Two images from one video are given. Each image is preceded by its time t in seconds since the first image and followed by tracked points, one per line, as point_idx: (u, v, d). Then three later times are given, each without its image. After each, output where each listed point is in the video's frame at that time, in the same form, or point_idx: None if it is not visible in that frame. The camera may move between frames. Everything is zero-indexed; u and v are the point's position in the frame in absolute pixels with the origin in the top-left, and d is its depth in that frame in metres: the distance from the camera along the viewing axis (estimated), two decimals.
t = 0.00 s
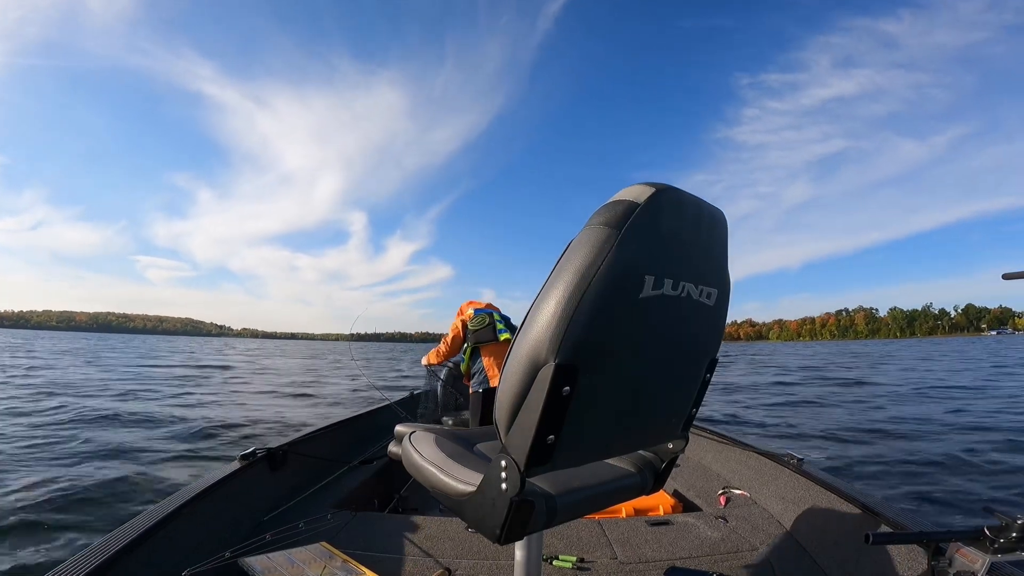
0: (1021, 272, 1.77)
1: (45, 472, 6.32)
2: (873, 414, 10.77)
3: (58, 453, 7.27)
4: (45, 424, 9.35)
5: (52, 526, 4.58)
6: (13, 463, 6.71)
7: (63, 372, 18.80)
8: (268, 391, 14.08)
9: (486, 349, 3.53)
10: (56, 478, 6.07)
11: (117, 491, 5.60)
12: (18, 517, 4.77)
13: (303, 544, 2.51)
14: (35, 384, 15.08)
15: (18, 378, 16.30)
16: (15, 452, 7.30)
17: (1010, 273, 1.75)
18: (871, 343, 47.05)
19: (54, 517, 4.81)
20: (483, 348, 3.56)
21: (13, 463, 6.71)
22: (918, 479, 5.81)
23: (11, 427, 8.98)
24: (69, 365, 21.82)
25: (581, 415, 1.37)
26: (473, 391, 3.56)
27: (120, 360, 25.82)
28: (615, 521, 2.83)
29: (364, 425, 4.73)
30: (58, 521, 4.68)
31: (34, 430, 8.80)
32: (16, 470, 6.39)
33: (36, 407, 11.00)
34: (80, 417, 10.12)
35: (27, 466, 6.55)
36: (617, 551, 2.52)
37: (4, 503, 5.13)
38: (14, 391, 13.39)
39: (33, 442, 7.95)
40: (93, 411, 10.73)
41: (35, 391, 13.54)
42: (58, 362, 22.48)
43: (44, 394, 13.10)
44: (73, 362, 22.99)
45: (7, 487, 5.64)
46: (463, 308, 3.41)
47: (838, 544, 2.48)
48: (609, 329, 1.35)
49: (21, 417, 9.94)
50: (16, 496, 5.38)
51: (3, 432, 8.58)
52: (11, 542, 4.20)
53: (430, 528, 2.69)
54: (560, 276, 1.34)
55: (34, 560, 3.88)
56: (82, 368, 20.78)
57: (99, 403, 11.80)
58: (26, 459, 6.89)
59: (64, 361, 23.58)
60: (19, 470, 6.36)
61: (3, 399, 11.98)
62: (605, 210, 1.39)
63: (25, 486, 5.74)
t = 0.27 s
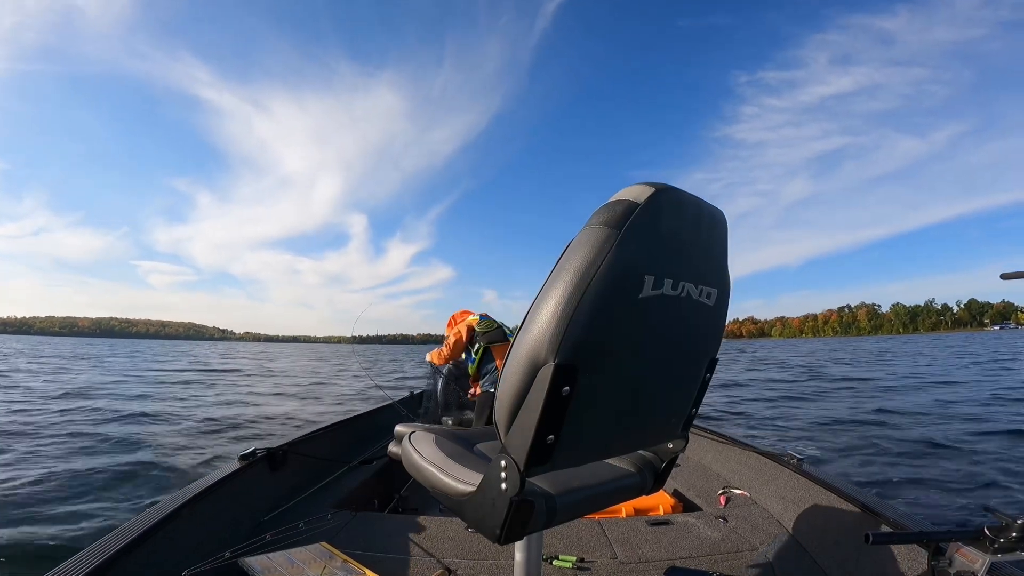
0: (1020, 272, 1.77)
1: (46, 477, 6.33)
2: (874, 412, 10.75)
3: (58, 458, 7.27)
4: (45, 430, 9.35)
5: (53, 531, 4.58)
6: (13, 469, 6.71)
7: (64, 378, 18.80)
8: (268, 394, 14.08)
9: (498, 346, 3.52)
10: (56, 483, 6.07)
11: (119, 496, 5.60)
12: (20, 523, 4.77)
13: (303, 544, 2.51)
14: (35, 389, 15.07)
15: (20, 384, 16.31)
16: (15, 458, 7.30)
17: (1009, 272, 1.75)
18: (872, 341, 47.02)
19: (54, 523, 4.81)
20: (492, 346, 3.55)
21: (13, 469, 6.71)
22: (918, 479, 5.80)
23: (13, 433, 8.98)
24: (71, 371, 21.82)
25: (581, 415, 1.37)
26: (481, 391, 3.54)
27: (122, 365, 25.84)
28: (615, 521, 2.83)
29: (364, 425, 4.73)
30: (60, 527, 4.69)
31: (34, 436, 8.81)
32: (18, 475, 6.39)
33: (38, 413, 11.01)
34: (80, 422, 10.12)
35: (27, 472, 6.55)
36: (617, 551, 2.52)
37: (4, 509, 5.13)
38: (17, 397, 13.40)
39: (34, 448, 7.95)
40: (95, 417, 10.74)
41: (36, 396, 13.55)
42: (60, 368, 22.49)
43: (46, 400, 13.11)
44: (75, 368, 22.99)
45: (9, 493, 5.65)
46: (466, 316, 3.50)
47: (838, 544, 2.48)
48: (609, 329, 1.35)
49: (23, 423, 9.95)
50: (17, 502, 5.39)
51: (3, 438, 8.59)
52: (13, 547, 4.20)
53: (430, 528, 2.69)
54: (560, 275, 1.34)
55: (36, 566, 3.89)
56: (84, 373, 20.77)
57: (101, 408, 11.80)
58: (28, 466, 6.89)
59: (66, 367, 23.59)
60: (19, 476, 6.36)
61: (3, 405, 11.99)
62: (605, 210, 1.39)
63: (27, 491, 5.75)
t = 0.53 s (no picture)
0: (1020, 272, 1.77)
1: (47, 477, 6.33)
2: (875, 413, 10.74)
3: (59, 459, 7.27)
4: (46, 430, 9.35)
5: (54, 531, 4.58)
6: (14, 469, 6.72)
7: (66, 379, 18.81)
8: (268, 395, 14.06)
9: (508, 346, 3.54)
10: (57, 483, 6.08)
11: (120, 496, 5.61)
12: (21, 523, 4.78)
13: (303, 544, 2.51)
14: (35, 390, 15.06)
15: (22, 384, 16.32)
16: (16, 458, 7.31)
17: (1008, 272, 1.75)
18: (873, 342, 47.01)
19: (54, 523, 4.81)
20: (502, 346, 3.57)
21: (14, 468, 6.73)
22: (918, 479, 5.81)
23: (14, 434, 8.99)
24: (72, 371, 21.83)
25: (581, 415, 1.37)
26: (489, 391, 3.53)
27: (123, 366, 25.87)
28: (614, 521, 2.83)
29: (364, 426, 4.73)
30: (60, 527, 4.69)
31: (35, 437, 8.81)
32: (18, 476, 6.39)
33: (39, 413, 11.02)
34: (81, 422, 10.12)
35: (28, 472, 6.56)
36: (617, 551, 2.52)
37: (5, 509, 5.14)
38: (18, 397, 13.41)
39: (35, 448, 7.96)
40: (96, 417, 10.75)
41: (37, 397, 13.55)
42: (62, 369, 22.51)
43: (47, 400, 13.12)
44: (77, 369, 23.01)
45: (10, 493, 5.66)
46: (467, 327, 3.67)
47: (838, 544, 2.48)
48: (609, 329, 1.34)
49: (24, 423, 9.95)
50: (18, 502, 5.39)
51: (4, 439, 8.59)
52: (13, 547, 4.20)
53: (430, 528, 2.69)
54: (560, 276, 1.34)
55: (37, 566, 3.89)
56: (85, 374, 20.79)
57: (101, 408, 11.81)
58: (29, 466, 6.89)
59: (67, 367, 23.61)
60: (20, 476, 6.36)
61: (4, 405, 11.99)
62: (605, 210, 1.39)
63: (28, 491, 5.75)
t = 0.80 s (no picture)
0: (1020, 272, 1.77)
1: (48, 476, 6.33)
2: (876, 413, 10.72)
3: (60, 458, 7.28)
4: (47, 430, 9.35)
5: (55, 531, 4.58)
6: (15, 467, 6.73)
7: (67, 378, 18.80)
8: (269, 395, 14.06)
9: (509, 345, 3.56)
10: (58, 482, 6.09)
11: (121, 495, 5.61)
12: (22, 522, 4.78)
13: (303, 544, 2.51)
14: (36, 389, 15.08)
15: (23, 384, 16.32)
16: (17, 457, 7.32)
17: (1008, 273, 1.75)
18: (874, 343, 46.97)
19: (56, 521, 4.82)
20: (502, 345, 3.59)
21: (15, 467, 6.74)
22: (918, 479, 5.80)
23: (15, 433, 8.99)
24: (73, 370, 21.83)
25: (581, 415, 1.37)
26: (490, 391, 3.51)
27: (125, 365, 25.88)
28: (614, 521, 2.83)
29: (364, 426, 4.73)
30: (61, 526, 4.69)
31: (36, 435, 8.82)
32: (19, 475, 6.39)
33: (40, 412, 11.02)
34: (82, 421, 10.13)
35: (29, 471, 6.56)
36: (617, 551, 2.52)
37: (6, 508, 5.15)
38: (19, 396, 13.41)
39: (36, 448, 7.96)
40: (96, 416, 10.75)
41: (38, 396, 13.56)
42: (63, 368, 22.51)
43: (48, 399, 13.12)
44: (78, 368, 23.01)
45: (11, 492, 5.66)
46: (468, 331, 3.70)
47: (838, 544, 2.48)
48: (609, 328, 1.35)
49: (24, 422, 9.95)
50: (19, 500, 5.40)
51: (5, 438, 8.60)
52: (14, 546, 4.20)
53: (430, 528, 2.69)
54: (560, 276, 1.34)
55: (38, 565, 3.89)
56: (87, 373, 20.80)
57: (102, 408, 11.81)
58: (29, 465, 6.89)
59: (69, 367, 23.62)
60: (21, 475, 6.37)
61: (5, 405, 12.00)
62: (605, 210, 1.39)
63: (29, 490, 5.75)
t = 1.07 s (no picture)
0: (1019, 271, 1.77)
1: (49, 476, 6.32)
2: (877, 413, 10.71)
3: (61, 458, 7.29)
4: (48, 429, 9.36)
5: (55, 531, 4.58)
6: (16, 467, 6.74)
7: (68, 378, 18.77)
8: (270, 395, 14.05)
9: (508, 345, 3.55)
10: (58, 482, 6.08)
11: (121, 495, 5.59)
12: (22, 522, 4.77)
13: (303, 544, 2.50)
14: (38, 389, 15.09)
15: (24, 383, 16.30)
16: (18, 457, 7.33)
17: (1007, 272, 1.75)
18: (875, 343, 46.94)
19: (56, 522, 4.82)
20: (502, 345, 3.58)
21: (16, 467, 6.74)
22: (919, 479, 5.79)
23: (15, 433, 8.98)
24: (74, 369, 21.81)
25: (581, 415, 1.37)
26: (490, 390, 3.50)
27: (125, 365, 25.86)
28: (615, 521, 2.83)
29: (364, 426, 4.73)
30: (61, 526, 4.68)
31: (37, 435, 8.82)
32: (20, 474, 6.38)
33: (40, 412, 11.01)
34: (83, 421, 10.14)
35: (30, 471, 6.57)
36: (617, 551, 2.52)
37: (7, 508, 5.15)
38: (19, 396, 13.39)
39: (36, 447, 7.95)
40: (97, 416, 10.74)
41: (39, 395, 13.57)
42: (64, 368, 22.50)
43: (48, 399, 13.10)
44: (79, 368, 22.99)
45: (11, 492, 5.65)
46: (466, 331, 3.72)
47: (839, 544, 2.48)
48: (609, 328, 1.35)
49: (24, 422, 9.93)
50: (20, 501, 5.40)
51: (6, 437, 8.61)
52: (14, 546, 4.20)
53: (430, 528, 2.69)
54: (559, 276, 1.34)
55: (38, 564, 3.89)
56: (87, 373, 20.77)
57: (102, 408, 11.79)
58: (30, 465, 6.88)
59: (70, 366, 23.61)
60: (22, 475, 6.38)
61: (6, 404, 12.01)
62: (605, 209, 1.39)
63: (29, 490, 5.75)
